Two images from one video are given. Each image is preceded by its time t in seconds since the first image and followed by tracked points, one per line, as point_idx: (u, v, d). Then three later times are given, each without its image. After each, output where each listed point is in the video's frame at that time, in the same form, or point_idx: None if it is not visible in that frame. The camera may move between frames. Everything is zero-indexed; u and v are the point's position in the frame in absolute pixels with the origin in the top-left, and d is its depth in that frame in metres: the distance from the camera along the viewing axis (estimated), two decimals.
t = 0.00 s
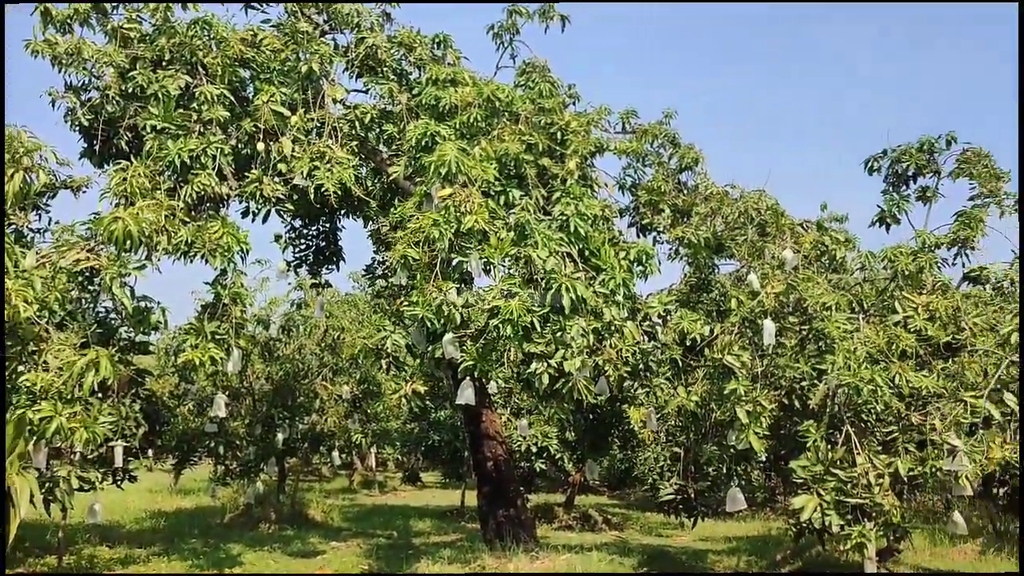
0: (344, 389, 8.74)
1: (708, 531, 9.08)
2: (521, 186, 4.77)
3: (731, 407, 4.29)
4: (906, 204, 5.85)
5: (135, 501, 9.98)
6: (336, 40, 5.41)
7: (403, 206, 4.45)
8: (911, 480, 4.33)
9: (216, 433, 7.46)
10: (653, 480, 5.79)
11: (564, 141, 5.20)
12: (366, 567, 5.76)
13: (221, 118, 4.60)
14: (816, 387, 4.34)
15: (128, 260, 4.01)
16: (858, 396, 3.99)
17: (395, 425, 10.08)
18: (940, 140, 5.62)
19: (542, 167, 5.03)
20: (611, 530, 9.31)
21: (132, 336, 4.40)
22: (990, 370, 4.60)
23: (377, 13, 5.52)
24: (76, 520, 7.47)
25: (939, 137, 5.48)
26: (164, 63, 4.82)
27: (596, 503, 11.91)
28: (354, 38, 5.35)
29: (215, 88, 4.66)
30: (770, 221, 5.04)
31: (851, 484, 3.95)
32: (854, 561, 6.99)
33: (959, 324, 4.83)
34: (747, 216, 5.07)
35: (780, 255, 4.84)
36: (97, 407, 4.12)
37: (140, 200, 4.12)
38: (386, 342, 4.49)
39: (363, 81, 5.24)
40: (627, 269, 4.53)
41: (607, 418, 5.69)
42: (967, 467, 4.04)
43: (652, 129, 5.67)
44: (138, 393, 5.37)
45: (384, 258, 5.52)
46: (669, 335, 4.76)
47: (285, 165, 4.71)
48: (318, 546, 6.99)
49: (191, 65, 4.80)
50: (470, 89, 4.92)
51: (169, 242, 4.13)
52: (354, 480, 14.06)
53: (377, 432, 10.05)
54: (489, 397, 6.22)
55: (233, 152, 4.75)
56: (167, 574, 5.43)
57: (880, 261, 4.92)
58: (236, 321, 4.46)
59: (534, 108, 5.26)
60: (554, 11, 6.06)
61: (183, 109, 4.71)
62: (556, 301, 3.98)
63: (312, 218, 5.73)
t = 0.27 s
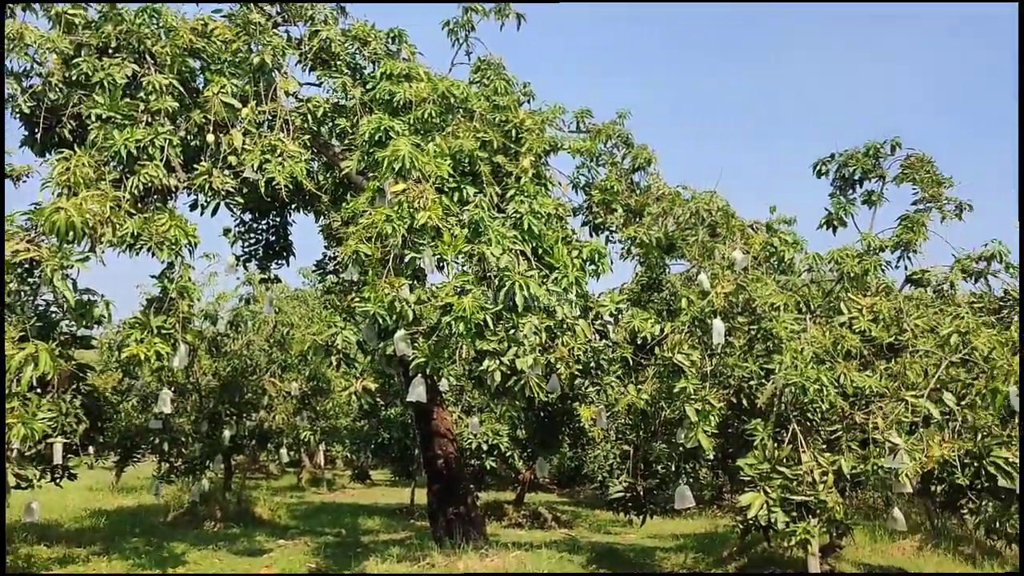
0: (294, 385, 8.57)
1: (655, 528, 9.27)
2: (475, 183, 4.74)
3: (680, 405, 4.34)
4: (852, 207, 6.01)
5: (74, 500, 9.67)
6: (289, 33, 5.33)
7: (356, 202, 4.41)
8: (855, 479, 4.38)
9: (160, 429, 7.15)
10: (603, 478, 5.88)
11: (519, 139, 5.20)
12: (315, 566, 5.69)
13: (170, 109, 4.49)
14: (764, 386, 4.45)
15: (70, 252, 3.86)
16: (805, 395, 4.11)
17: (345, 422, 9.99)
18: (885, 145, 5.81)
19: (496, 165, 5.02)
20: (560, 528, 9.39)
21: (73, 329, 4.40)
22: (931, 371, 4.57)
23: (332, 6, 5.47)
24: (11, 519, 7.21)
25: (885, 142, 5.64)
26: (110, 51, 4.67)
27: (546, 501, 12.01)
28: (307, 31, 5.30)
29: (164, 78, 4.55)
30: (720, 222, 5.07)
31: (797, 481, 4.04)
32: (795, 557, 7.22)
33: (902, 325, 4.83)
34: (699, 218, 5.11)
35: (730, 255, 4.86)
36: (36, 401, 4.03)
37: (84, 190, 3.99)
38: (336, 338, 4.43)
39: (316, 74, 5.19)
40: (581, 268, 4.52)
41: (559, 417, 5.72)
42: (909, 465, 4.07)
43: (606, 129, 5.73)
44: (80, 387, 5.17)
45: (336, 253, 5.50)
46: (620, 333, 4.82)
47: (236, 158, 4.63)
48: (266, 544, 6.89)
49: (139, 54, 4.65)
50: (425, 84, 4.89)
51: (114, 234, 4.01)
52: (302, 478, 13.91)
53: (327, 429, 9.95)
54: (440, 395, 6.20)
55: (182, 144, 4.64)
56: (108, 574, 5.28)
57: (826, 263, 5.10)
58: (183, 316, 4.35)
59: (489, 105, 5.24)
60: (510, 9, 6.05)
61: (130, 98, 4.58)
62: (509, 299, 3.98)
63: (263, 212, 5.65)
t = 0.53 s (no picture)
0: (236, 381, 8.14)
1: (597, 524, 9.40)
2: (423, 178, 4.69)
3: (625, 402, 4.41)
4: (793, 209, 6.18)
5: None
6: (233, 21, 5.21)
7: (301, 195, 4.34)
8: (793, 476, 4.48)
9: (93, 425, 7.14)
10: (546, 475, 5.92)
11: (467, 135, 5.14)
12: (255, 564, 5.59)
13: (108, 96, 4.33)
14: (706, 384, 4.51)
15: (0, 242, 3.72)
16: (746, 393, 4.22)
17: (287, 418, 9.83)
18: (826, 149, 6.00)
19: (444, 160, 4.96)
20: (504, 524, 9.44)
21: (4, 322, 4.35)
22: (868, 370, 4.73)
23: None
24: None
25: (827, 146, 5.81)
26: (45, 34, 4.47)
27: (490, 498, 12.05)
28: (252, 20, 5.18)
29: (102, 64, 4.37)
30: (665, 221, 5.16)
31: (738, 477, 4.15)
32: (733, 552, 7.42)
33: (840, 325, 4.97)
34: (644, 217, 5.19)
35: (674, 255, 5.06)
36: None
37: (17, 178, 3.84)
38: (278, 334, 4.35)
39: (261, 65, 5.09)
40: (528, 266, 4.57)
41: (503, 412, 5.80)
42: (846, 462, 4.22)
43: (554, 127, 5.76)
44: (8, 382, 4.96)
45: (280, 247, 5.44)
46: (566, 331, 4.84)
47: (177, 148, 4.51)
48: (204, 543, 6.74)
49: (75, 39, 4.44)
50: (373, 78, 4.84)
51: (47, 223, 3.87)
52: (241, 475, 13.65)
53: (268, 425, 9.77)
54: (385, 391, 6.14)
55: (120, 132, 4.49)
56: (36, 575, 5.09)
57: (768, 263, 5.22)
58: (120, 309, 4.22)
59: (437, 101, 5.20)
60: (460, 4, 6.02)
61: (65, 84, 4.40)
62: (457, 295, 4.02)
63: (204, 204, 5.52)
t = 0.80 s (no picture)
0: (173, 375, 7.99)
1: (539, 519, 9.49)
2: (368, 171, 4.64)
3: (568, 397, 4.43)
4: (734, 208, 6.33)
5: None
6: (173, 6, 5.04)
7: (243, 187, 4.27)
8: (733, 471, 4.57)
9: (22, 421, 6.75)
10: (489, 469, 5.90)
11: (413, 129, 5.09)
12: (192, 562, 5.48)
13: (42, 82, 4.15)
14: (649, 379, 4.59)
15: None
16: (688, 388, 4.29)
17: (225, 414, 9.60)
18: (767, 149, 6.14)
19: (390, 153, 4.92)
20: (446, 519, 9.44)
21: None
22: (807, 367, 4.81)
23: None
24: None
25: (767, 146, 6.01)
26: None
27: (432, 492, 12.04)
28: (193, 7, 5.02)
29: (35, 47, 4.15)
30: (610, 218, 5.27)
31: (679, 472, 4.20)
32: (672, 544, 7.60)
33: (780, 323, 5.16)
34: (589, 214, 5.31)
35: (619, 252, 5.13)
36: None
37: None
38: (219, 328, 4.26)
39: (202, 53, 4.95)
40: (474, 260, 4.57)
41: (447, 407, 5.80)
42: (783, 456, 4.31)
43: (501, 122, 5.77)
44: None
45: (220, 239, 5.34)
46: (510, 326, 4.85)
47: (113, 136, 4.36)
48: (138, 541, 6.56)
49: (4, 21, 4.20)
50: (318, 69, 4.77)
51: None
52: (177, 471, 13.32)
53: (205, 420, 9.58)
54: (327, 386, 6.07)
55: (53, 119, 4.33)
56: None
57: (710, 260, 5.37)
58: (52, 302, 4.07)
59: (384, 93, 5.14)
60: None
61: None
62: (402, 289, 3.99)
63: (141, 194, 5.37)
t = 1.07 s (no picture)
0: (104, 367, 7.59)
1: (481, 512, 9.54)
2: (311, 162, 4.57)
3: (512, 390, 4.43)
4: (677, 203, 6.44)
5: None
6: None
7: (182, 176, 4.16)
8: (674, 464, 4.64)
9: None
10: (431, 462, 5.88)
11: (358, 119, 5.03)
12: (125, 560, 5.33)
13: None
14: (592, 372, 4.60)
15: None
16: (630, 381, 4.37)
17: (160, 407, 9.39)
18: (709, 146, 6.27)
19: (333, 144, 4.83)
20: (388, 513, 9.40)
21: None
22: (746, 360, 4.98)
23: None
24: None
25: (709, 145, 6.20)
26: None
27: (374, 486, 11.97)
28: None
29: None
30: (555, 212, 5.37)
31: (621, 464, 4.25)
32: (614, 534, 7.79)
33: (720, 317, 5.39)
34: (535, 208, 5.37)
35: (564, 246, 5.25)
36: None
37: None
38: (155, 319, 4.15)
39: (139, 37, 4.79)
40: (418, 253, 4.55)
41: (389, 401, 5.76)
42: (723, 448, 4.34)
43: (446, 114, 5.74)
44: None
45: (157, 229, 5.20)
46: (454, 319, 4.86)
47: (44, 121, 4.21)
48: (68, 538, 6.35)
49: None
50: (261, 57, 4.68)
51: None
52: (110, 466, 12.94)
53: (139, 414, 9.32)
54: (268, 379, 5.96)
55: None
56: None
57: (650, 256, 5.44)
58: None
59: (328, 83, 5.05)
60: None
61: None
62: (346, 282, 3.93)
63: (73, 181, 5.19)
